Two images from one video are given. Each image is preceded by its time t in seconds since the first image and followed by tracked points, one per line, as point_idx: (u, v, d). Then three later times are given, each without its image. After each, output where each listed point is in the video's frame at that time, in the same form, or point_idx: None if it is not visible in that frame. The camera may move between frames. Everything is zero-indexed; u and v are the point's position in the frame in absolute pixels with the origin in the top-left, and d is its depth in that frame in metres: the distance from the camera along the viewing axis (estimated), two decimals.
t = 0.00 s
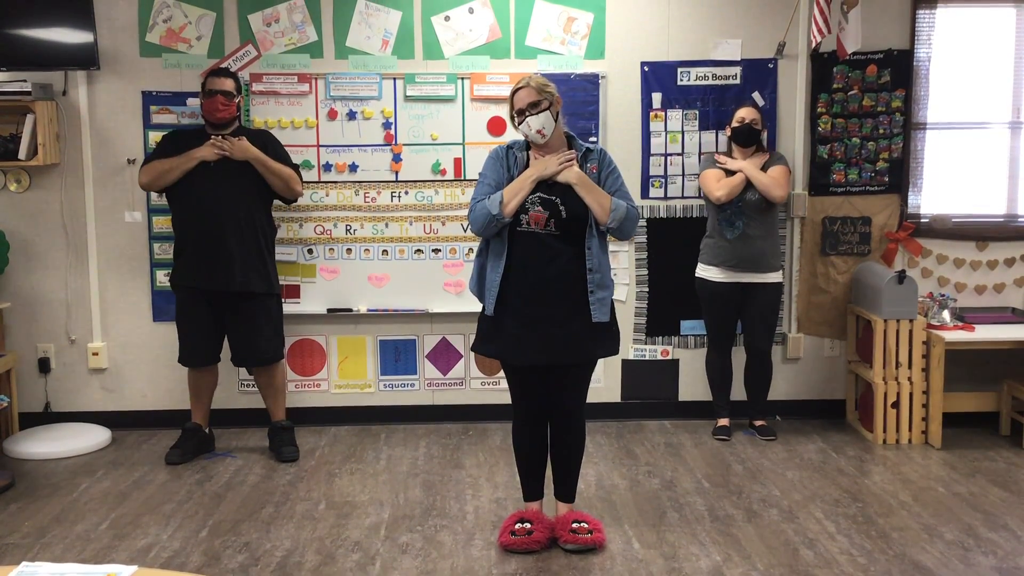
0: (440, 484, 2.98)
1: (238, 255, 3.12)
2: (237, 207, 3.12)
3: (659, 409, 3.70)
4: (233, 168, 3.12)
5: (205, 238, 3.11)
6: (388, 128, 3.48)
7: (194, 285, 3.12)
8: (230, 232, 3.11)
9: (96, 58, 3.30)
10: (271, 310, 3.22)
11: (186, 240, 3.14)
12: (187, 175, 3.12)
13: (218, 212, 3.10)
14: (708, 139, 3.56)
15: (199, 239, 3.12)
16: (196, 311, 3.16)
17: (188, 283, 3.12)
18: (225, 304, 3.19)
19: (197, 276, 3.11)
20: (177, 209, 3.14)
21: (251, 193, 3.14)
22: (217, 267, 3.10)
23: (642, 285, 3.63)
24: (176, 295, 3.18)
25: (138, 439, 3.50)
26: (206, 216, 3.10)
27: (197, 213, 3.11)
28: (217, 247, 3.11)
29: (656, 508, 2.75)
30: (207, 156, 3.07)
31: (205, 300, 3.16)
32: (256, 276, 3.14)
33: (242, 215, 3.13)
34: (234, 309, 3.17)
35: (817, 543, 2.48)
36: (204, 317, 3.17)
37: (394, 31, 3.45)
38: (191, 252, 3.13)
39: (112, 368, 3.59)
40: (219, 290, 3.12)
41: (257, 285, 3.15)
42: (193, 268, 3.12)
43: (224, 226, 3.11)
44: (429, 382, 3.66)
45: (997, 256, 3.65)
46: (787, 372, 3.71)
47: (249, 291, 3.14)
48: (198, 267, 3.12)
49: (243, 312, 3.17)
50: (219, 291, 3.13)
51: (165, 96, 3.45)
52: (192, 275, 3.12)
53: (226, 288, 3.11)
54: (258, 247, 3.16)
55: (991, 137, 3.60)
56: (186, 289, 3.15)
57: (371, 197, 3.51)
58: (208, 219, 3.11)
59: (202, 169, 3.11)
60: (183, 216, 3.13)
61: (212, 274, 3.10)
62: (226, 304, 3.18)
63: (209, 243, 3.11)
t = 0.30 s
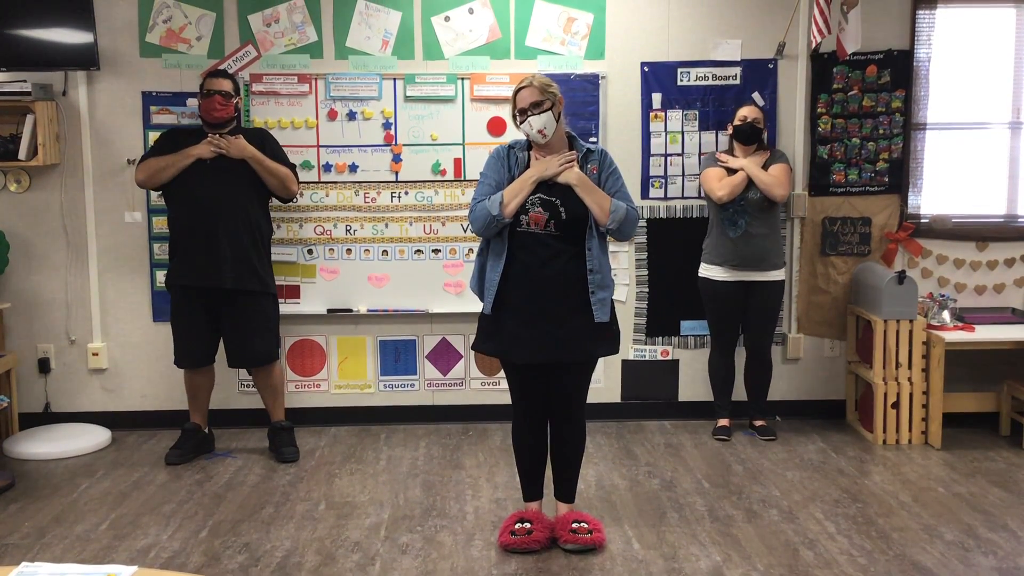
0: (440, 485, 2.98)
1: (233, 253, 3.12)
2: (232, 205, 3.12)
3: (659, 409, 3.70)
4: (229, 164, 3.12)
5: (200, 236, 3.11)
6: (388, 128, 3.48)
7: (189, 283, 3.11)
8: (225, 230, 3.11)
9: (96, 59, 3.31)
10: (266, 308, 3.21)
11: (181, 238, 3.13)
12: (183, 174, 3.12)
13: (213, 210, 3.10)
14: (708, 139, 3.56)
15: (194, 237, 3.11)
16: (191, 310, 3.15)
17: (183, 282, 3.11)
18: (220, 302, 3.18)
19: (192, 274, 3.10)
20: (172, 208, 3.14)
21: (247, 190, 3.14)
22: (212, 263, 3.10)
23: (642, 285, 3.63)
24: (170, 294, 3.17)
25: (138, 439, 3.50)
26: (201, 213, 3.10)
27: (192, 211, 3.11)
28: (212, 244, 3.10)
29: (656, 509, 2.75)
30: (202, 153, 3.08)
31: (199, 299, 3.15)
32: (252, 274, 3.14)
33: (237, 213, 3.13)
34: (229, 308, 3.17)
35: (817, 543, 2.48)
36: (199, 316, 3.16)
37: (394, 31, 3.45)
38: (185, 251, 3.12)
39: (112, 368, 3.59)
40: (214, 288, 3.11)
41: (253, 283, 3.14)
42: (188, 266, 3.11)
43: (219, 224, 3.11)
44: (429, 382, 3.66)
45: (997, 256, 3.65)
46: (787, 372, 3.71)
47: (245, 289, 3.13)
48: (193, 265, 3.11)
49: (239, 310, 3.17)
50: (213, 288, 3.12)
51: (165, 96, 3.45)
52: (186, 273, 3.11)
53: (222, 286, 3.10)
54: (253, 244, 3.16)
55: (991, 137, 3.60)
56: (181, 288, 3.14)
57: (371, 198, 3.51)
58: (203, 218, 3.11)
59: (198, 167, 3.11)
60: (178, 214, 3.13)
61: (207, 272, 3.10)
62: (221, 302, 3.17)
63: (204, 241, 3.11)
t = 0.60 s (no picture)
0: (440, 486, 2.98)
1: (230, 248, 3.11)
2: (229, 200, 3.12)
3: (659, 410, 3.70)
4: (225, 158, 3.12)
5: (197, 230, 3.11)
6: (388, 129, 3.48)
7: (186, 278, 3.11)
8: (221, 225, 3.11)
9: (96, 60, 3.31)
10: (263, 303, 3.21)
11: (178, 233, 3.13)
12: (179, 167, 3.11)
13: (210, 205, 3.10)
14: (708, 140, 3.56)
15: (191, 232, 3.11)
16: (188, 305, 3.16)
17: (180, 276, 3.11)
18: (217, 296, 3.18)
19: (189, 269, 3.10)
20: (169, 202, 3.14)
21: (244, 186, 3.14)
22: (209, 258, 3.10)
23: (642, 287, 3.63)
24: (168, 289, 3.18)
25: (138, 440, 3.50)
26: (199, 207, 3.10)
27: (189, 205, 3.11)
28: (209, 238, 3.10)
29: (656, 510, 2.75)
30: (200, 147, 3.08)
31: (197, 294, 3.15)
32: (249, 268, 3.13)
33: (234, 208, 3.12)
34: (227, 302, 3.17)
35: (817, 545, 2.48)
36: (197, 311, 3.17)
37: (394, 32, 3.45)
38: (182, 245, 3.12)
39: (112, 370, 3.59)
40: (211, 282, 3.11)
41: (250, 277, 3.14)
42: (185, 260, 3.11)
43: (216, 218, 3.10)
44: (428, 384, 3.66)
45: (997, 258, 3.65)
46: (787, 374, 3.71)
47: (242, 284, 3.13)
48: (190, 260, 3.11)
49: (236, 305, 3.16)
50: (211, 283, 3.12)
51: (165, 98, 3.45)
52: (184, 267, 3.11)
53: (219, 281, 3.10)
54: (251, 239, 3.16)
55: (991, 139, 3.60)
56: (179, 283, 3.14)
57: (371, 199, 3.51)
58: (200, 212, 3.10)
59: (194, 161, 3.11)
60: (175, 208, 3.13)
61: (204, 267, 3.10)
62: (218, 297, 3.17)
63: (201, 235, 3.10)
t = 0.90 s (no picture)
0: (441, 487, 2.98)
1: (230, 259, 3.11)
2: (228, 214, 3.12)
3: (659, 411, 3.70)
4: (223, 171, 3.11)
5: (197, 242, 3.12)
6: (388, 130, 3.48)
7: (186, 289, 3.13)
8: (221, 239, 3.12)
9: (96, 61, 3.31)
10: (266, 315, 3.22)
11: (179, 247, 3.14)
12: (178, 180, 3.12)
13: (208, 217, 3.11)
14: (708, 141, 3.56)
15: (191, 243, 3.12)
16: (189, 317, 3.17)
17: (181, 290, 3.13)
18: (219, 310, 3.19)
19: (190, 281, 3.12)
20: (170, 214, 3.15)
21: (243, 199, 3.14)
22: (210, 273, 3.11)
23: (642, 287, 3.63)
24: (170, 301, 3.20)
25: (138, 441, 3.50)
26: (198, 223, 3.11)
27: (189, 218, 3.12)
28: (210, 254, 3.11)
29: (656, 511, 2.75)
30: (196, 162, 3.05)
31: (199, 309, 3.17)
32: (248, 281, 3.14)
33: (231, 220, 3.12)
34: (226, 313, 3.17)
35: (817, 545, 2.48)
36: (197, 323, 3.18)
37: (394, 33, 3.45)
38: (182, 256, 3.14)
39: (112, 370, 3.59)
40: (210, 294, 3.12)
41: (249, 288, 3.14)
42: (185, 273, 3.13)
43: (216, 233, 3.11)
44: (428, 385, 3.66)
45: (997, 258, 3.65)
46: (786, 375, 3.71)
47: (241, 295, 3.13)
48: (190, 271, 3.12)
49: (235, 316, 3.17)
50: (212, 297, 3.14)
51: (165, 98, 3.45)
52: (184, 280, 3.13)
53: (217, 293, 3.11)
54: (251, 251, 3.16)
55: (991, 139, 3.60)
56: (180, 295, 3.16)
57: (371, 200, 3.52)
58: (201, 228, 3.11)
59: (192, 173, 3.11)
60: (175, 220, 3.14)
61: (204, 279, 3.11)
62: (221, 310, 3.19)
63: (201, 247, 3.12)
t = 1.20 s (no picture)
0: (441, 487, 2.98)
1: (232, 258, 3.12)
2: (230, 214, 3.12)
3: (659, 412, 3.70)
4: (224, 171, 3.11)
5: (200, 244, 3.12)
6: (388, 131, 3.48)
7: (190, 291, 3.13)
8: (223, 239, 3.11)
9: (96, 61, 3.31)
10: (270, 313, 3.23)
11: (182, 248, 3.15)
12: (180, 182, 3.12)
13: (211, 219, 3.11)
14: (708, 142, 3.56)
15: (194, 245, 3.13)
16: (193, 318, 3.17)
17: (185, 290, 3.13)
18: (222, 309, 3.19)
19: (194, 282, 3.12)
20: (173, 216, 3.15)
21: (243, 198, 3.14)
22: (213, 273, 3.11)
23: (642, 288, 3.63)
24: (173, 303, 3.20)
25: (138, 442, 3.50)
26: (200, 223, 3.11)
27: (191, 218, 3.12)
28: (212, 254, 3.11)
29: (656, 511, 2.75)
30: (196, 164, 3.06)
31: (202, 309, 3.17)
32: (251, 280, 3.14)
33: (235, 221, 3.13)
34: (231, 314, 3.18)
35: (817, 546, 2.48)
36: (201, 324, 3.18)
37: (394, 33, 3.45)
38: (186, 258, 3.14)
39: (112, 371, 3.59)
40: (214, 296, 3.12)
41: (253, 288, 3.15)
42: (189, 275, 3.13)
43: (218, 233, 3.11)
44: (429, 385, 3.66)
45: (997, 259, 3.65)
46: (786, 375, 3.71)
47: (245, 296, 3.14)
48: (192, 273, 3.13)
49: (239, 317, 3.18)
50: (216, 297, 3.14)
51: (165, 99, 3.45)
52: (188, 282, 3.13)
53: (221, 295, 3.12)
54: (253, 250, 3.16)
55: (991, 140, 3.61)
56: (183, 295, 3.17)
57: (371, 200, 3.52)
58: (203, 229, 3.11)
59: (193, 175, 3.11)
60: (178, 222, 3.14)
61: (208, 280, 3.11)
62: (224, 310, 3.19)
63: (204, 248, 3.12)
